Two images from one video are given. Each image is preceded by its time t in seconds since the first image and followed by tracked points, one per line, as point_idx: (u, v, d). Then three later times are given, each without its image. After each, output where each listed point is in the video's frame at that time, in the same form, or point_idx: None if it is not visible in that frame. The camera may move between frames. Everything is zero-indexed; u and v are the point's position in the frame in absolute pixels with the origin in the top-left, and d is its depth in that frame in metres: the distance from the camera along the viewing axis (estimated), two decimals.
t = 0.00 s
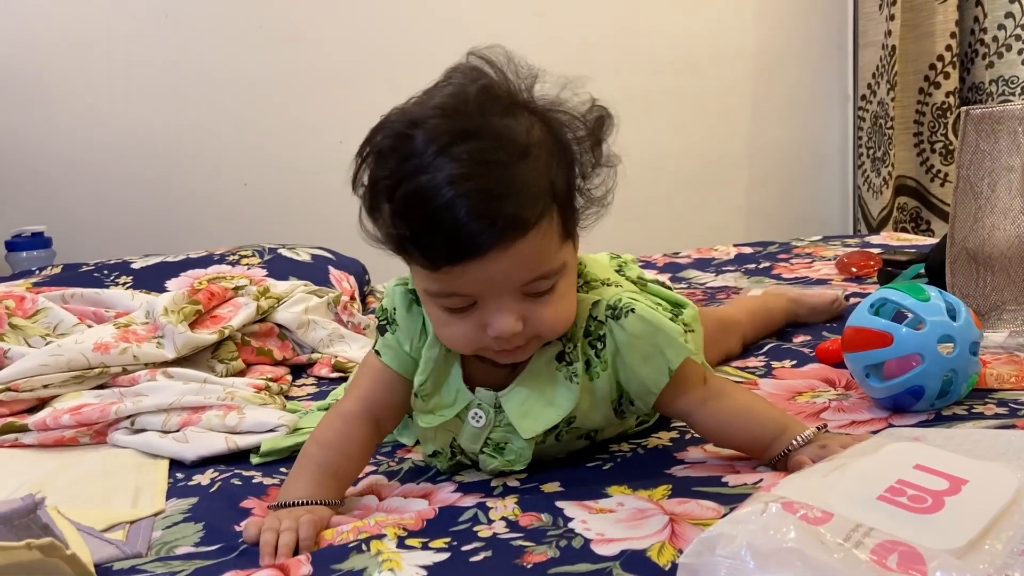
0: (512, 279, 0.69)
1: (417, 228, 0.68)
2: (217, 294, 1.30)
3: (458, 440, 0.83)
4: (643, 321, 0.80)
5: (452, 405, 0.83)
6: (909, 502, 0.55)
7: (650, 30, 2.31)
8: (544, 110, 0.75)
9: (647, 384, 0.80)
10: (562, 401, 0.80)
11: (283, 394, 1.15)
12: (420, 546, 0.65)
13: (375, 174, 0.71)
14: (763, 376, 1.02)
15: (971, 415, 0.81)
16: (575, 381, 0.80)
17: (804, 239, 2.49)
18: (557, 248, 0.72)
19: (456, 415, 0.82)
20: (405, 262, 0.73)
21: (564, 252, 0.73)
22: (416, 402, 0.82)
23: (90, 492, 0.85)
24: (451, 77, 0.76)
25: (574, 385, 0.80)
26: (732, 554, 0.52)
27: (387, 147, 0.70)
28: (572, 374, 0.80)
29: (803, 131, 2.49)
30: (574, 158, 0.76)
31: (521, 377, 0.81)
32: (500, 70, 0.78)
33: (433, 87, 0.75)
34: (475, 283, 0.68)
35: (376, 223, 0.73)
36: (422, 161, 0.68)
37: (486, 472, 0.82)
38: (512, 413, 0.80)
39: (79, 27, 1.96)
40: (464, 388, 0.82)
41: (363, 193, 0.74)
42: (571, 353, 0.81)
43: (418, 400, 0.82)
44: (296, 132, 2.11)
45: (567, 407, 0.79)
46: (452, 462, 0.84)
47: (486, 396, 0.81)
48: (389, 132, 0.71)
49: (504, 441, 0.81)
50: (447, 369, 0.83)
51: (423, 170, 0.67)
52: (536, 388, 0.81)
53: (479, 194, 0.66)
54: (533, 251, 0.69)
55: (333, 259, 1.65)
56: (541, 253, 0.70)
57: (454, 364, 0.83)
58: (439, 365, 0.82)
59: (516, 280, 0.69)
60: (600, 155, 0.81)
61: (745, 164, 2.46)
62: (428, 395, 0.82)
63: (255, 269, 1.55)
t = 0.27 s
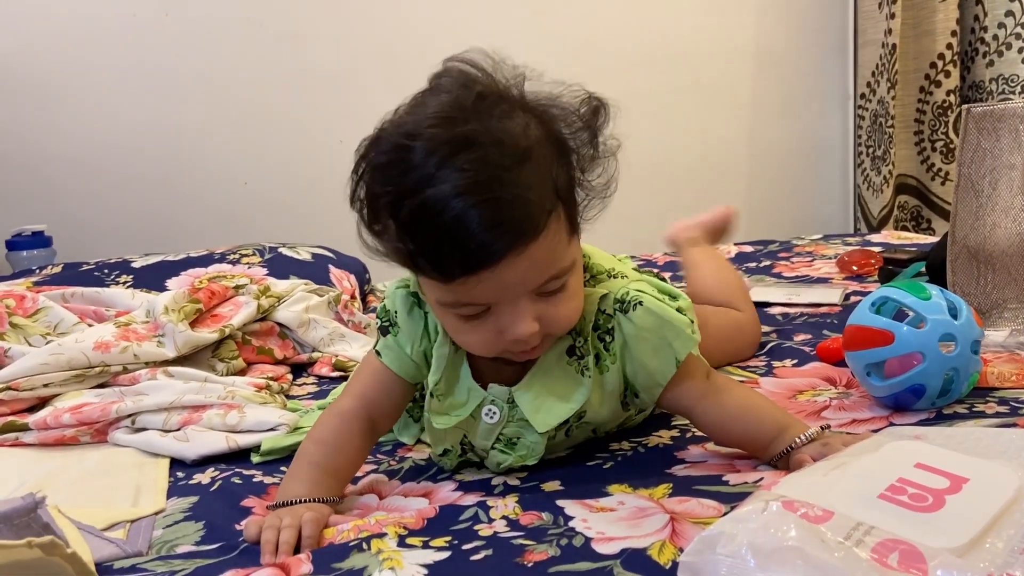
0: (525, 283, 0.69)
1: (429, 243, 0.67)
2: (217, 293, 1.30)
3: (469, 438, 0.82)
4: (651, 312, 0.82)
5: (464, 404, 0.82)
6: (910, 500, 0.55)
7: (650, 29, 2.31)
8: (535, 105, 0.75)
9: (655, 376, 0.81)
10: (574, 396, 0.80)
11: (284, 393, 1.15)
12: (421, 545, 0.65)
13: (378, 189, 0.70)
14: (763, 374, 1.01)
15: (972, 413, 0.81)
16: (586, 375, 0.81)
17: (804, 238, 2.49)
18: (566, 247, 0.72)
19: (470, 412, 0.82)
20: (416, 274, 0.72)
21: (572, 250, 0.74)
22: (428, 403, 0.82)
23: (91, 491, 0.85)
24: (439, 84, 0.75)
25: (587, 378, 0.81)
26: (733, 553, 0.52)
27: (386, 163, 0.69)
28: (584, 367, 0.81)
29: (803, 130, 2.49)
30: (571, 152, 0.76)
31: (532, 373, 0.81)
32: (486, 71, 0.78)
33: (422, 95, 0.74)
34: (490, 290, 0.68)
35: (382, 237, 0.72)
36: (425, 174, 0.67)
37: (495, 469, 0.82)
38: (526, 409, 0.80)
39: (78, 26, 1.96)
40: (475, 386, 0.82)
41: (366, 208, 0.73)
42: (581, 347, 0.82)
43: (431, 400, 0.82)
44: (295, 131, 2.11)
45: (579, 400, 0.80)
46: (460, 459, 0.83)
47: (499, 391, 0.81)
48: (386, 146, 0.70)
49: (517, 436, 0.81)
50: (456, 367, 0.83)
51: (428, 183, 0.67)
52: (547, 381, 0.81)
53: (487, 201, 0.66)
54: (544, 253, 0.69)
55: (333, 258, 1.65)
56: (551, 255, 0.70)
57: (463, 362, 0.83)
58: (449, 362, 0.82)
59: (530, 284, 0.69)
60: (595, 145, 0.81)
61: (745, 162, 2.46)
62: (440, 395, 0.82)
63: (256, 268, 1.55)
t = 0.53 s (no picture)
0: (512, 286, 0.69)
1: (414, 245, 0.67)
2: (217, 293, 1.30)
3: (464, 442, 0.82)
4: (645, 314, 0.82)
5: (456, 409, 0.82)
6: (910, 499, 0.55)
7: (650, 28, 2.31)
8: (522, 106, 0.75)
9: (651, 377, 0.81)
10: (568, 400, 0.80)
11: (284, 392, 1.15)
12: (421, 544, 0.65)
13: (362, 192, 0.70)
14: (763, 373, 1.01)
15: (972, 412, 0.81)
16: (580, 380, 0.81)
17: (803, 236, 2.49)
18: (553, 247, 0.72)
19: (462, 418, 0.81)
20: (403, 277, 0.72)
21: (560, 249, 0.74)
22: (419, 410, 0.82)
23: (91, 491, 0.85)
24: (425, 86, 0.74)
25: (581, 383, 0.81)
26: (733, 552, 0.52)
27: (371, 167, 0.69)
28: (578, 372, 0.81)
29: (803, 129, 2.49)
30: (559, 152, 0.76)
31: (525, 377, 0.81)
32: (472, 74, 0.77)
33: (407, 98, 0.73)
34: (476, 294, 0.68)
35: (369, 240, 0.72)
36: (410, 177, 0.67)
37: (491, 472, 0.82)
38: (519, 413, 0.80)
39: (78, 25, 1.95)
40: (467, 391, 0.82)
41: (351, 211, 0.73)
42: (576, 351, 0.82)
43: (422, 408, 0.82)
44: (295, 130, 2.11)
45: (573, 404, 0.80)
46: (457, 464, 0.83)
47: (491, 396, 0.81)
48: (371, 150, 0.70)
49: (511, 440, 0.81)
50: (444, 374, 0.83)
51: (413, 186, 0.66)
52: (543, 386, 0.81)
53: (472, 204, 0.66)
54: (531, 254, 0.69)
55: (333, 258, 1.65)
56: (537, 257, 0.70)
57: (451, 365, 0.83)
58: (438, 367, 0.82)
59: (517, 286, 0.69)
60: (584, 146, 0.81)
61: (746, 161, 2.46)
62: (428, 402, 0.82)
63: (256, 268, 1.55)
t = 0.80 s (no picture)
0: (533, 283, 0.68)
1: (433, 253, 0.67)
2: (217, 292, 1.30)
3: (479, 440, 0.82)
4: (661, 303, 0.83)
5: (473, 407, 0.82)
6: (910, 498, 0.55)
7: (649, 28, 2.31)
8: (530, 105, 0.75)
9: (666, 368, 0.82)
10: (586, 391, 0.81)
11: (283, 392, 1.15)
12: (420, 544, 0.65)
13: (375, 202, 0.70)
14: (763, 373, 1.01)
15: (971, 412, 0.81)
16: (598, 372, 0.82)
17: (802, 236, 2.49)
18: (569, 243, 0.72)
19: (479, 416, 0.81)
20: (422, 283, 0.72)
21: (576, 244, 0.74)
22: (437, 408, 0.81)
23: (90, 491, 0.85)
24: (427, 90, 0.74)
25: (598, 374, 0.81)
26: (733, 551, 0.52)
27: (382, 177, 0.69)
28: (595, 363, 0.82)
29: (802, 128, 2.49)
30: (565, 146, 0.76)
31: (542, 371, 0.81)
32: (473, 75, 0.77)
33: (410, 103, 0.73)
34: (500, 295, 0.68)
35: (384, 250, 0.72)
36: (423, 185, 0.66)
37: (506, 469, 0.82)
38: (536, 406, 0.80)
39: (76, 25, 1.95)
40: (483, 388, 0.82)
41: (364, 222, 0.73)
42: (593, 343, 0.82)
43: (438, 407, 0.81)
44: (294, 130, 2.11)
45: (591, 398, 0.81)
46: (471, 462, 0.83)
47: (508, 391, 0.81)
48: (380, 159, 0.70)
49: (528, 434, 0.81)
50: (458, 371, 0.83)
51: (427, 192, 0.66)
52: (560, 378, 0.82)
53: (487, 206, 0.66)
54: (551, 253, 0.69)
55: (332, 257, 1.65)
56: (556, 257, 0.70)
57: (465, 365, 0.83)
58: (452, 366, 0.82)
59: (539, 284, 0.69)
60: (589, 139, 0.81)
61: (745, 161, 2.46)
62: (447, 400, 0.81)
63: (255, 267, 1.55)
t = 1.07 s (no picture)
0: (545, 294, 0.69)
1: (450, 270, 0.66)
2: (215, 293, 1.30)
3: (486, 438, 0.82)
4: (666, 304, 0.84)
5: (483, 405, 0.82)
6: (908, 499, 0.55)
7: (648, 28, 2.31)
8: (536, 113, 0.74)
9: (668, 370, 0.82)
10: (592, 391, 0.82)
11: (282, 393, 1.15)
12: (418, 544, 0.65)
13: (389, 220, 0.68)
14: (761, 373, 1.02)
15: (969, 412, 0.81)
16: (605, 372, 0.82)
17: (800, 236, 2.49)
18: (580, 252, 0.73)
19: (490, 414, 0.81)
20: (434, 296, 0.72)
21: (585, 253, 0.74)
22: (452, 404, 0.81)
23: (88, 492, 0.85)
24: (433, 101, 0.72)
25: (606, 375, 0.82)
26: (730, 551, 0.52)
27: (394, 196, 0.68)
28: (603, 364, 0.82)
29: (801, 129, 2.49)
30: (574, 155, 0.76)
31: (550, 369, 0.82)
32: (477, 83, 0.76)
33: (418, 116, 0.71)
34: (515, 308, 0.68)
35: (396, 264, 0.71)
36: (441, 204, 0.65)
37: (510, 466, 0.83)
38: (545, 404, 0.80)
39: (75, 25, 1.95)
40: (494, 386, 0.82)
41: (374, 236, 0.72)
42: (601, 342, 0.83)
43: (455, 403, 0.81)
44: (293, 130, 2.11)
45: (597, 398, 0.82)
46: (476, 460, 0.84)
47: (518, 389, 0.81)
48: (391, 177, 0.68)
49: (535, 433, 0.82)
50: (470, 372, 0.82)
51: (443, 211, 0.65)
52: (566, 376, 0.82)
53: (506, 222, 0.65)
54: (564, 263, 0.70)
55: (330, 258, 1.65)
56: (567, 266, 0.70)
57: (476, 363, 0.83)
58: (465, 365, 0.82)
59: (551, 295, 0.69)
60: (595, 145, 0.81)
61: (743, 161, 2.46)
62: (463, 396, 0.82)
63: (253, 268, 1.55)
